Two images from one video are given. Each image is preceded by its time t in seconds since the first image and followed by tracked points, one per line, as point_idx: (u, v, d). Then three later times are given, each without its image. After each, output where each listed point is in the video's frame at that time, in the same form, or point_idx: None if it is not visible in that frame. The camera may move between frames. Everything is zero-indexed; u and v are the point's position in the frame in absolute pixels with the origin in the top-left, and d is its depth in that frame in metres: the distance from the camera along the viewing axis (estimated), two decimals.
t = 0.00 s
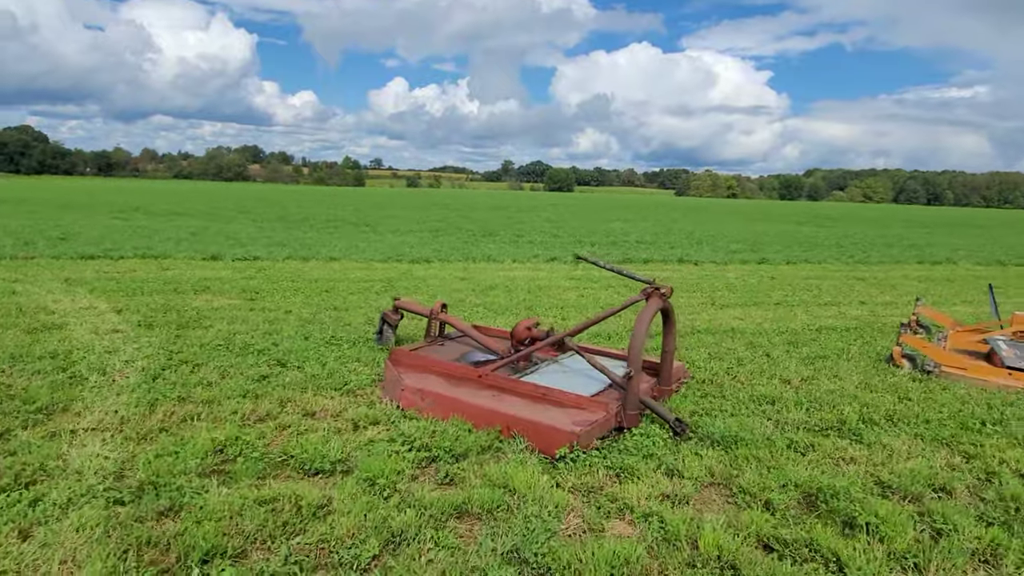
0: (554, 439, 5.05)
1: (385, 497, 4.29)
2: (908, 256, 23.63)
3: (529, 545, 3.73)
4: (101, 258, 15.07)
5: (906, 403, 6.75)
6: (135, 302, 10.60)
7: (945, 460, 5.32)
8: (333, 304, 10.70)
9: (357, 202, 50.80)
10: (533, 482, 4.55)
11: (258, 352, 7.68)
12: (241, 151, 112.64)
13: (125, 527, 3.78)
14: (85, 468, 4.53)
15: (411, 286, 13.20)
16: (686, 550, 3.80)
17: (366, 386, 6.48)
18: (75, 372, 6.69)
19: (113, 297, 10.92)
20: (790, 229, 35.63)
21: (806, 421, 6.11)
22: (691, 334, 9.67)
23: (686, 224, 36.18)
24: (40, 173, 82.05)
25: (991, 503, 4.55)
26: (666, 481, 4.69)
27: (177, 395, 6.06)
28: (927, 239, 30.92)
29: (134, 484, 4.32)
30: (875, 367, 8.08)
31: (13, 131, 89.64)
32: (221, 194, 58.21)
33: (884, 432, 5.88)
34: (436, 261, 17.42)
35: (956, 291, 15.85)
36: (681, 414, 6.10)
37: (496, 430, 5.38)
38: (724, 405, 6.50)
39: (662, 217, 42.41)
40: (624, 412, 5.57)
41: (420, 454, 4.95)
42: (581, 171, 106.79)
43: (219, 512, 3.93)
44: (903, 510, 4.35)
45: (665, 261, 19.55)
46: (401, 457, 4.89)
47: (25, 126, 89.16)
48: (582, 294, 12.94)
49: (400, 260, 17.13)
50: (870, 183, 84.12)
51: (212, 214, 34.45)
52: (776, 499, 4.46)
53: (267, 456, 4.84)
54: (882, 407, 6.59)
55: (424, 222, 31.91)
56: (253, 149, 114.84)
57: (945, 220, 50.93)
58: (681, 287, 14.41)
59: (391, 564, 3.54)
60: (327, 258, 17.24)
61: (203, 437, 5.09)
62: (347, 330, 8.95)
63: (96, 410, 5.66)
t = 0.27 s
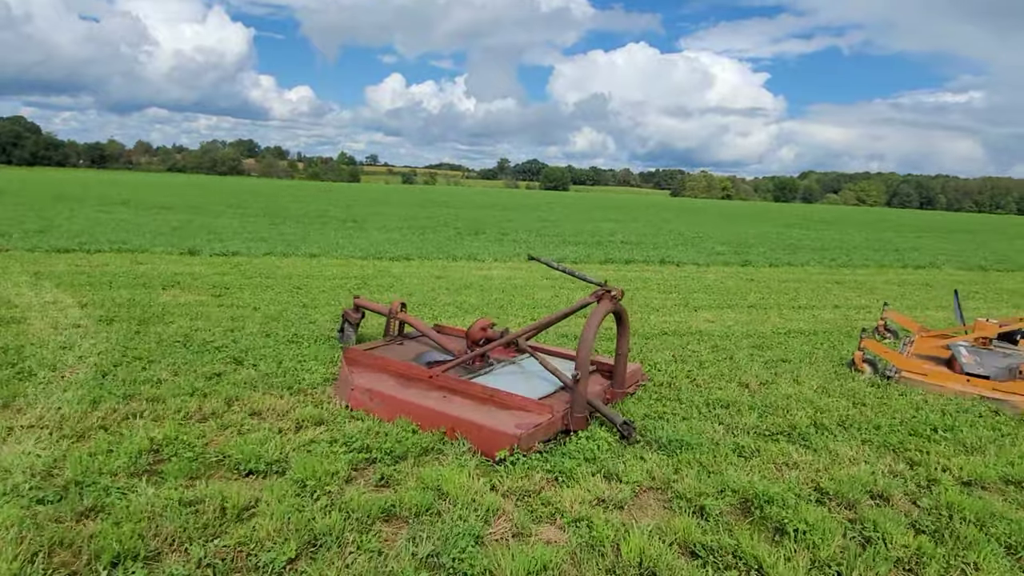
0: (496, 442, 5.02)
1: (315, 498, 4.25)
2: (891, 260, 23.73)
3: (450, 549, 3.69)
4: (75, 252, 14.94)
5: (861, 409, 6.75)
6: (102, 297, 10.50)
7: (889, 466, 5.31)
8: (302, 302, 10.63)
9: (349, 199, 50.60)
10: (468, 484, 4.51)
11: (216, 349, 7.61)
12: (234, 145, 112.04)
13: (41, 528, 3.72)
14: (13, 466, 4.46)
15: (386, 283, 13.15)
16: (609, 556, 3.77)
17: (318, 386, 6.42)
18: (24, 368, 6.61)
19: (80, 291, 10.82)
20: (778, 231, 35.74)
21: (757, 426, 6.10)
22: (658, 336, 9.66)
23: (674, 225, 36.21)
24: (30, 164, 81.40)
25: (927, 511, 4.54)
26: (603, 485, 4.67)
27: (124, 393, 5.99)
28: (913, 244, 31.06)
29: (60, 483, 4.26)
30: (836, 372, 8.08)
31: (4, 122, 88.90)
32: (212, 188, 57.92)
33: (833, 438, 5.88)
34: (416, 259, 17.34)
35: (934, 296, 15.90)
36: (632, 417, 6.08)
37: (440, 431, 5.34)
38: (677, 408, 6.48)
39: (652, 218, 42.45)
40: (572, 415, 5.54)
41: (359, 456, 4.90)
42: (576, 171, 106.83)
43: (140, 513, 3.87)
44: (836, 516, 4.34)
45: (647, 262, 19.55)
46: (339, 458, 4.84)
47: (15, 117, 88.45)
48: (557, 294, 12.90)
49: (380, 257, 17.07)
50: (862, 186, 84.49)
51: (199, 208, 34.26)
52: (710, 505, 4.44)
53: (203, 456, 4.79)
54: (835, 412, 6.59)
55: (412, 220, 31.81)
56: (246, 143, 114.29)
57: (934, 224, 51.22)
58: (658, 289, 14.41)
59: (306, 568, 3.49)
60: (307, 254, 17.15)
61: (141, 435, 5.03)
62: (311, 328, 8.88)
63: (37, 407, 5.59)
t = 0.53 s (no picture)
0: (439, 441, 4.97)
1: (246, 499, 4.17)
2: (865, 259, 23.99)
3: (376, 551, 3.64)
4: (39, 248, 14.64)
5: (814, 406, 6.79)
6: (59, 294, 10.29)
7: (834, 463, 5.34)
8: (266, 300, 10.50)
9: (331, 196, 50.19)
10: (406, 484, 4.46)
11: (168, 348, 7.48)
12: (217, 141, 110.74)
13: None
14: None
15: (355, 281, 13.03)
16: (538, 556, 3.74)
17: (268, 386, 6.32)
18: None
19: (38, 289, 10.60)
20: (758, 230, 36.03)
21: (708, 424, 6.11)
22: (623, 334, 9.65)
23: (656, 224, 36.34)
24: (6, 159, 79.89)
25: (864, 508, 4.56)
26: (544, 484, 4.63)
27: (64, 392, 5.85)
28: (889, 243, 31.45)
29: None
30: (795, 370, 8.13)
31: None
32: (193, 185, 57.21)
33: (782, 435, 5.91)
34: (391, 257, 17.21)
35: (903, 294, 16.09)
36: (583, 415, 6.05)
37: (385, 431, 5.28)
38: (631, 405, 6.47)
39: (635, 216, 42.56)
40: (520, 413, 5.50)
41: (300, 455, 4.83)
42: (561, 169, 106.99)
43: (59, 516, 3.77)
44: (772, 514, 4.34)
45: (624, 260, 19.59)
46: (278, 458, 4.76)
47: None
48: (527, 292, 12.87)
49: (353, 255, 16.93)
50: (843, 186, 85.46)
51: (177, 205, 33.81)
52: (649, 503, 4.42)
53: (137, 456, 4.68)
54: (788, 410, 6.62)
55: (392, 217, 31.62)
56: (229, 140, 112.93)
57: (913, 223, 51.95)
58: (631, 287, 14.42)
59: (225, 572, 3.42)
60: (279, 252, 16.96)
61: (75, 436, 4.91)
62: (270, 326, 8.77)
63: None
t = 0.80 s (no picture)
0: (371, 445, 4.90)
1: (162, 509, 4.04)
2: (824, 258, 24.53)
3: (291, 561, 3.55)
4: None
5: (755, 403, 6.89)
6: None
7: (767, 460, 5.41)
8: (213, 303, 10.25)
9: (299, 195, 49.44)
10: (332, 490, 4.37)
11: (102, 353, 7.23)
12: (182, 139, 108.23)
13: None
14: None
15: (311, 282, 12.82)
16: (458, 561, 3.69)
17: (203, 391, 6.16)
18: None
19: None
20: (723, 229, 36.59)
21: (649, 423, 6.14)
22: (576, 333, 9.67)
23: (624, 223, 36.63)
24: None
25: (791, 503, 4.62)
26: (474, 487, 4.59)
27: None
28: (848, 241, 32.23)
29: None
30: (741, 368, 8.24)
31: None
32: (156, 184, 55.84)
33: (720, 433, 5.97)
34: (351, 257, 16.99)
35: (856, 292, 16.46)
36: (525, 415, 6.03)
37: (318, 435, 5.19)
38: (574, 405, 6.48)
39: (604, 216, 42.83)
40: (458, 415, 5.47)
41: (225, 462, 4.70)
42: (534, 169, 107.18)
43: None
44: (699, 512, 4.38)
45: (587, 260, 19.68)
46: (202, 465, 4.63)
47: None
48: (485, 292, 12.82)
49: (313, 256, 16.68)
50: (808, 186, 87.35)
51: (137, 204, 32.92)
52: (578, 504, 4.41)
53: (52, 467, 4.50)
54: (729, 407, 6.70)
55: (359, 217, 31.27)
56: (195, 138, 110.45)
57: (873, 222, 53.35)
58: (591, 286, 14.48)
59: None
60: (236, 253, 16.61)
61: None
62: (214, 329, 8.56)
63: None
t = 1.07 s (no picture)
0: (295, 451, 4.78)
1: (64, 525, 3.85)
2: (776, 253, 25.11)
3: None
4: None
5: (693, 398, 6.96)
6: None
7: (699, 453, 5.47)
8: (150, 309, 9.90)
9: (258, 197, 48.43)
10: (250, 499, 4.23)
11: (22, 363, 6.90)
12: (138, 141, 104.87)
13: None
14: None
15: (257, 286, 12.52)
16: (373, 568, 3.61)
17: (125, 401, 5.92)
18: None
19: None
20: (682, 226, 37.16)
21: (586, 420, 6.14)
22: (523, 332, 9.65)
23: (585, 222, 36.89)
24: None
25: (716, 496, 4.67)
26: (399, 490, 4.50)
27: None
28: (802, 237, 33.10)
29: None
30: (683, 362, 8.33)
31: None
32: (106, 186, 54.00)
33: (656, 428, 6.01)
34: (304, 260, 16.67)
35: (804, 286, 16.87)
36: (461, 416, 5.97)
37: (242, 443, 5.03)
38: (512, 404, 6.44)
39: (567, 215, 43.07)
40: (389, 418, 5.38)
41: (139, 474, 4.52)
42: (499, 168, 107.35)
43: None
44: (624, 509, 4.38)
45: (544, 258, 19.73)
46: (113, 477, 4.44)
47: None
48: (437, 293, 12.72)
49: (263, 259, 16.30)
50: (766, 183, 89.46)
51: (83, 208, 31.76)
52: (503, 505, 4.37)
53: None
54: (667, 402, 6.76)
55: (317, 219, 30.79)
56: (149, 139, 107.23)
57: (827, 217, 54.90)
58: (545, 285, 14.50)
59: None
60: (183, 257, 16.13)
61: None
62: (147, 336, 8.26)
63: None
